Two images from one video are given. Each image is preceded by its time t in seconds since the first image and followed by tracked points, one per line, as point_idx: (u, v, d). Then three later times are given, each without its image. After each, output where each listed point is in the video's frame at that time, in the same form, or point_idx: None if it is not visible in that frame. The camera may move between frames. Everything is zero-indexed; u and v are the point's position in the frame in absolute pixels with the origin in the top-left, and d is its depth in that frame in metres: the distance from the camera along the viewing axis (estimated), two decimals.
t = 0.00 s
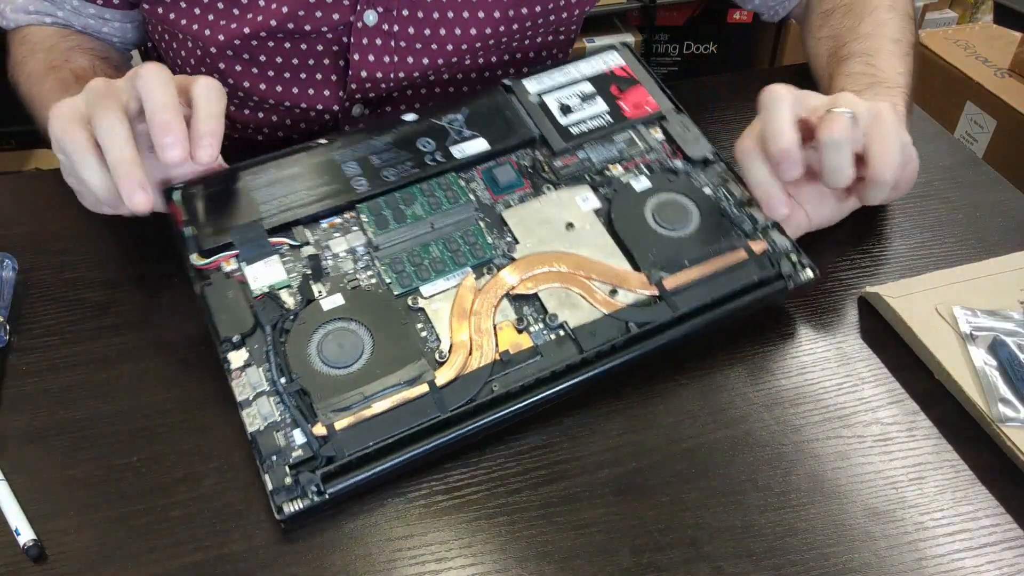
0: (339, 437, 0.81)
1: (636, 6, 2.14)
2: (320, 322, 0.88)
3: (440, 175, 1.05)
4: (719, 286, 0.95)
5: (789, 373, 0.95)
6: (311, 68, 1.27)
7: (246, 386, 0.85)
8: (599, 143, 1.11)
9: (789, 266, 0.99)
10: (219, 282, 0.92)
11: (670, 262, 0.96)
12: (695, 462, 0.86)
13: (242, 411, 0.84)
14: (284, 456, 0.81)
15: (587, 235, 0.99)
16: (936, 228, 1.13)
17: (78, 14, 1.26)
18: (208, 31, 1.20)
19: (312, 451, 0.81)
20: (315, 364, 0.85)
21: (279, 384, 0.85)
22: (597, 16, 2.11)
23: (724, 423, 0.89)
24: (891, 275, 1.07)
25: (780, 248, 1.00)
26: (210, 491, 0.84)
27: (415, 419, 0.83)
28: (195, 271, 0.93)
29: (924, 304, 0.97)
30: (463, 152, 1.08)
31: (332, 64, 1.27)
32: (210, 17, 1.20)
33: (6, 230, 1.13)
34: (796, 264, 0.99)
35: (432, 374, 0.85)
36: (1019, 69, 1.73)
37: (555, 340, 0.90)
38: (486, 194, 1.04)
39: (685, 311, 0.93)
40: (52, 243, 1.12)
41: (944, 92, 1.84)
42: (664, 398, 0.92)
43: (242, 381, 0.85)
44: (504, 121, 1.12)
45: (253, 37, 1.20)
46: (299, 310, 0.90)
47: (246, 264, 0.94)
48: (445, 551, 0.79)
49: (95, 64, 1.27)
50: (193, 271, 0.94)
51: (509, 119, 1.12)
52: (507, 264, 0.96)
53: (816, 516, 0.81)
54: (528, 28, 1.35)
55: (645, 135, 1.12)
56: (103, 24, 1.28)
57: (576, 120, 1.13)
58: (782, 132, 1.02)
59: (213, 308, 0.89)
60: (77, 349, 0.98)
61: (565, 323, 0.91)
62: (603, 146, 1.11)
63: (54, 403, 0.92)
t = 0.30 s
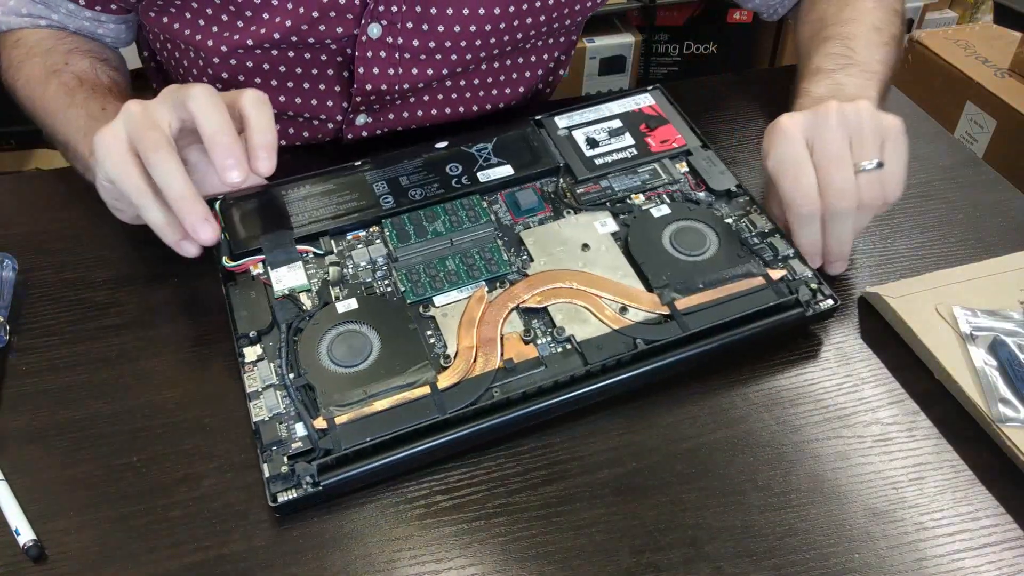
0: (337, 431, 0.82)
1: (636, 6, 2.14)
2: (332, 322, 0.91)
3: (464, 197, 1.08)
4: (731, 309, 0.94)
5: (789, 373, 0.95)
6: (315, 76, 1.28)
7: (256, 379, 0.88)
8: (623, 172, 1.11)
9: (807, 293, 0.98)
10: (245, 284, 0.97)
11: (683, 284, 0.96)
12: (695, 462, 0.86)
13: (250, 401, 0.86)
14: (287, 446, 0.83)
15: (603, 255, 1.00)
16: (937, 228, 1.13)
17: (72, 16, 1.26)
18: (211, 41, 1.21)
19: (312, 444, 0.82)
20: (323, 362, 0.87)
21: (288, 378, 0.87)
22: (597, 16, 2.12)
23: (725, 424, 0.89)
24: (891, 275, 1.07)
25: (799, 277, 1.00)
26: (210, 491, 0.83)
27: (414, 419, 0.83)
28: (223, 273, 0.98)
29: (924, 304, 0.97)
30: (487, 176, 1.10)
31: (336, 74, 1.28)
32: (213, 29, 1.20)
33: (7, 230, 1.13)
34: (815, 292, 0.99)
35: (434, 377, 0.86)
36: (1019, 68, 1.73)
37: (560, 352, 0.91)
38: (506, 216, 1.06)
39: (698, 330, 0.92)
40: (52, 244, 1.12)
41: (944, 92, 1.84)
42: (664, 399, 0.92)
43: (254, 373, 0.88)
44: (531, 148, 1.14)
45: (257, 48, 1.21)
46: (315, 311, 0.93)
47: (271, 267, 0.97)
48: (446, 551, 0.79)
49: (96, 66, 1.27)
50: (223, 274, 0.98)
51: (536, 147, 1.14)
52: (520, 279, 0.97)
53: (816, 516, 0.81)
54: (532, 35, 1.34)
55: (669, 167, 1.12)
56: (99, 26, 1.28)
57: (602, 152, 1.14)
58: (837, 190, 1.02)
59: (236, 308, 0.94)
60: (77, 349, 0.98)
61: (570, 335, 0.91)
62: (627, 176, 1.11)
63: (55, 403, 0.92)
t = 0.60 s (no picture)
0: (332, 433, 0.82)
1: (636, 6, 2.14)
2: (334, 321, 0.91)
3: (474, 199, 1.07)
4: (736, 334, 0.92)
5: (788, 373, 0.95)
6: (313, 79, 1.27)
7: (254, 374, 0.87)
8: (637, 184, 1.10)
9: (815, 324, 0.96)
10: (249, 275, 0.97)
11: (690, 307, 0.94)
12: (694, 462, 0.86)
13: (247, 393, 0.86)
14: (280, 442, 0.82)
15: (612, 269, 0.99)
16: (937, 228, 1.13)
17: (74, 23, 1.26)
18: (209, 46, 1.20)
19: (307, 442, 0.82)
20: (323, 361, 0.87)
21: (286, 373, 0.87)
22: (597, 15, 2.12)
23: (725, 424, 0.89)
24: (891, 275, 1.07)
25: (808, 305, 0.97)
26: (210, 491, 0.83)
27: (411, 424, 0.83)
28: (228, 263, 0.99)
29: (925, 304, 0.97)
30: (500, 182, 1.09)
31: (335, 77, 1.29)
32: (211, 33, 1.20)
33: (7, 230, 1.14)
34: (822, 323, 0.96)
35: (434, 385, 0.86)
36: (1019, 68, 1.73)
37: (562, 367, 0.90)
38: (514, 218, 1.06)
39: (702, 355, 0.91)
40: (53, 245, 1.12)
41: (944, 92, 1.85)
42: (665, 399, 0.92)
43: (252, 366, 0.88)
44: (546, 152, 1.13)
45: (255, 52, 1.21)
46: (317, 306, 0.93)
47: (275, 256, 0.98)
48: (446, 552, 0.79)
49: (101, 63, 1.27)
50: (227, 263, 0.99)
51: (551, 151, 1.14)
52: (527, 287, 0.97)
53: (816, 516, 0.81)
54: (531, 35, 1.34)
55: (685, 182, 1.11)
56: (101, 31, 1.28)
57: (618, 161, 1.12)
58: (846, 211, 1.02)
59: (240, 298, 0.94)
60: (78, 349, 0.98)
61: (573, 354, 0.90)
62: (640, 189, 1.10)
63: (55, 403, 0.92)
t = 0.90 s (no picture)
0: (321, 449, 0.82)
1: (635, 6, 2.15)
2: (329, 340, 0.91)
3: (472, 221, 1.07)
4: (733, 353, 0.92)
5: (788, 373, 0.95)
6: (312, 78, 1.27)
7: (248, 392, 0.87)
8: (636, 208, 1.11)
9: (815, 340, 0.95)
10: (248, 294, 0.97)
11: (689, 325, 0.94)
12: (694, 462, 0.86)
13: (241, 412, 0.86)
14: (272, 461, 0.82)
15: (608, 289, 0.99)
16: (937, 228, 1.13)
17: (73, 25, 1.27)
18: (208, 47, 1.20)
19: (299, 460, 0.82)
20: (316, 380, 0.87)
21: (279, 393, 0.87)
22: (596, 15, 2.12)
23: (725, 425, 0.89)
24: (891, 276, 1.07)
25: (809, 323, 0.96)
26: (210, 491, 0.83)
27: (404, 441, 0.83)
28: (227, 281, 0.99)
29: (925, 305, 0.97)
30: (498, 204, 1.09)
31: (333, 75, 1.28)
32: (210, 34, 1.20)
33: (7, 231, 1.14)
34: (823, 340, 0.95)
35: (426, 401, 0.86)
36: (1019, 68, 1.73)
37: (556, 384, 0.89)
38: (512, 241, 1.06)
39: (697, 375, 0.90)
40: (53, 244, 1.12)
41: (944, 92, 1.85)
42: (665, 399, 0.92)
43: (246, 384, 0.88)
44: (547, 178, 1.14)
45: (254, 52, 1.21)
46: (314, 325, 0.93)
47: (275, 278, 0.98)
48: (446, 552, 0.79)
49: (104, 65, 1.27)
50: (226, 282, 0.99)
51: (552, 177, 1.14)
52: (522, 308, 0.97)
53: (816, 516, 0.81)
54: (528, 25, 1.35)
55: (684, 206, 1.11)
56: (100, 34, 1.29)
57: (617, 186, 1.13)
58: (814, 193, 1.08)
59: (235, 316, 0.94)
60: (78, 349, 0.98)
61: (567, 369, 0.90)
62: (639, 212, 1.10)
63: (55, 403, 0.92)
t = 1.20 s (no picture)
0: (324, 459, 0.82)
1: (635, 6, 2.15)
2: (328, 349, 0.91)
3: (468, 229, 1.07)
4: (733, 352, 0.92)
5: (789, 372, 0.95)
6: (310, 71, 1.27)
7: (248, 404, 0.87)
8: (631, 212, 1.10)
9: (814, 337, 0.95)
10: (246, 307, 0.97)
11: (687, 326, 0.94)
12: (693, 462, 0.86)
13: (240, 425, 0.86)
14: (272, 472, 0.82)
15: (606, 292, 0.99)
16: (937, 228, 1.13)
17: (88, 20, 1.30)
18: (205, 41, 1.20)
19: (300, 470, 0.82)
20: (317, 391, 0.87)
21: (279, 405, 0.87)
22: (596, 14, 2.12)
23: (725, 425, 0.90)
24: (891, 276, 1.06)
25: (806, 320, 0.97)
26: (210, 491, 0.83)
27: (404, 450, 0.82)
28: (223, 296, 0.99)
29: (924, 305, 0.98)
30: (493, 211, 1.09)
31: (331, 67, 1.27)
32: (208, 29, 1.20)
33: (7, 231, 1.14)
34: (822, 337, 0.96)
35: (428, 408, 0.86)
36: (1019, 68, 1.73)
37: (557, 388, 0.89)
38: (509, 248, 1.06)
39: (697, 375, 0.90)
40: (53, 244, 1.12)
41: (944, 92, 1.85)
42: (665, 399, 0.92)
43: (246, 398, 0.88)
44: (540, 185, 1.14)
45: (251, 45, 1.20)
46: (312, 336, 0.93)
47: (270, 290, 0.98)
48: (446, 553, 0.79)
49: (116, 48, 1.28)
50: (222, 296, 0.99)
51: (545, 185, 1.14)
52: (521, 312, 0.97)
53: (816, 516, 0.81)
54: (524, 15, 1.36)
55: (678, 208, 1.11)
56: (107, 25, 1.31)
57: (610, 190, 1.13)
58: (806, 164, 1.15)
59: (232, 328, 0.94)
60: (78, 349, 0.98)
61: (567, 375, 0.90)
62: (634, 215, 1.10)
63: (55, 403, 0.92)
